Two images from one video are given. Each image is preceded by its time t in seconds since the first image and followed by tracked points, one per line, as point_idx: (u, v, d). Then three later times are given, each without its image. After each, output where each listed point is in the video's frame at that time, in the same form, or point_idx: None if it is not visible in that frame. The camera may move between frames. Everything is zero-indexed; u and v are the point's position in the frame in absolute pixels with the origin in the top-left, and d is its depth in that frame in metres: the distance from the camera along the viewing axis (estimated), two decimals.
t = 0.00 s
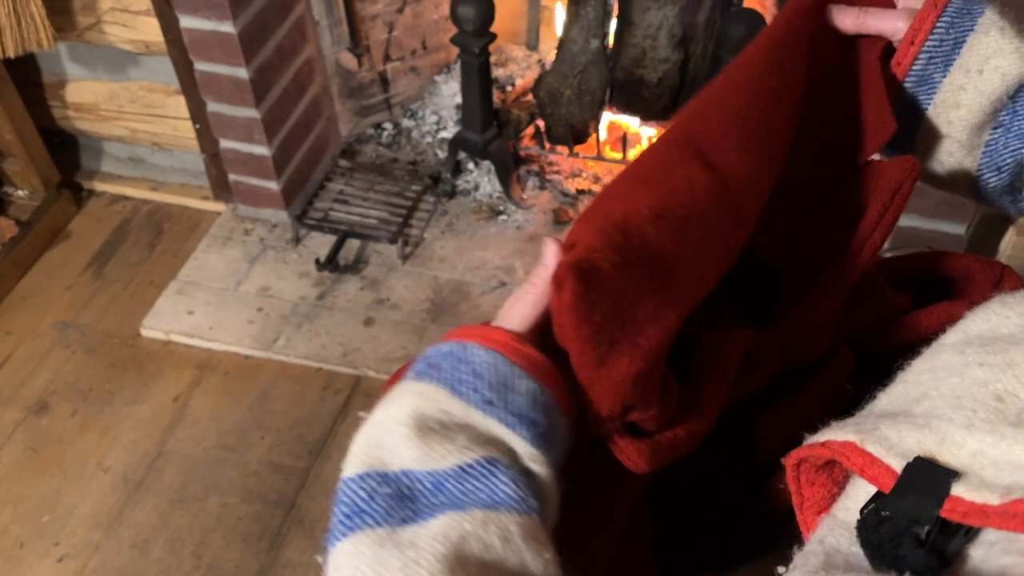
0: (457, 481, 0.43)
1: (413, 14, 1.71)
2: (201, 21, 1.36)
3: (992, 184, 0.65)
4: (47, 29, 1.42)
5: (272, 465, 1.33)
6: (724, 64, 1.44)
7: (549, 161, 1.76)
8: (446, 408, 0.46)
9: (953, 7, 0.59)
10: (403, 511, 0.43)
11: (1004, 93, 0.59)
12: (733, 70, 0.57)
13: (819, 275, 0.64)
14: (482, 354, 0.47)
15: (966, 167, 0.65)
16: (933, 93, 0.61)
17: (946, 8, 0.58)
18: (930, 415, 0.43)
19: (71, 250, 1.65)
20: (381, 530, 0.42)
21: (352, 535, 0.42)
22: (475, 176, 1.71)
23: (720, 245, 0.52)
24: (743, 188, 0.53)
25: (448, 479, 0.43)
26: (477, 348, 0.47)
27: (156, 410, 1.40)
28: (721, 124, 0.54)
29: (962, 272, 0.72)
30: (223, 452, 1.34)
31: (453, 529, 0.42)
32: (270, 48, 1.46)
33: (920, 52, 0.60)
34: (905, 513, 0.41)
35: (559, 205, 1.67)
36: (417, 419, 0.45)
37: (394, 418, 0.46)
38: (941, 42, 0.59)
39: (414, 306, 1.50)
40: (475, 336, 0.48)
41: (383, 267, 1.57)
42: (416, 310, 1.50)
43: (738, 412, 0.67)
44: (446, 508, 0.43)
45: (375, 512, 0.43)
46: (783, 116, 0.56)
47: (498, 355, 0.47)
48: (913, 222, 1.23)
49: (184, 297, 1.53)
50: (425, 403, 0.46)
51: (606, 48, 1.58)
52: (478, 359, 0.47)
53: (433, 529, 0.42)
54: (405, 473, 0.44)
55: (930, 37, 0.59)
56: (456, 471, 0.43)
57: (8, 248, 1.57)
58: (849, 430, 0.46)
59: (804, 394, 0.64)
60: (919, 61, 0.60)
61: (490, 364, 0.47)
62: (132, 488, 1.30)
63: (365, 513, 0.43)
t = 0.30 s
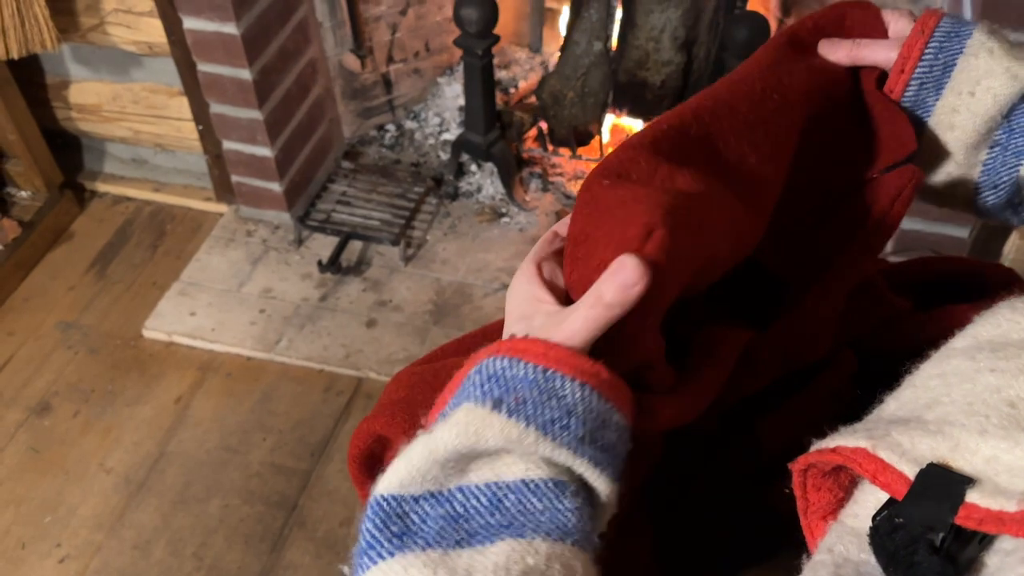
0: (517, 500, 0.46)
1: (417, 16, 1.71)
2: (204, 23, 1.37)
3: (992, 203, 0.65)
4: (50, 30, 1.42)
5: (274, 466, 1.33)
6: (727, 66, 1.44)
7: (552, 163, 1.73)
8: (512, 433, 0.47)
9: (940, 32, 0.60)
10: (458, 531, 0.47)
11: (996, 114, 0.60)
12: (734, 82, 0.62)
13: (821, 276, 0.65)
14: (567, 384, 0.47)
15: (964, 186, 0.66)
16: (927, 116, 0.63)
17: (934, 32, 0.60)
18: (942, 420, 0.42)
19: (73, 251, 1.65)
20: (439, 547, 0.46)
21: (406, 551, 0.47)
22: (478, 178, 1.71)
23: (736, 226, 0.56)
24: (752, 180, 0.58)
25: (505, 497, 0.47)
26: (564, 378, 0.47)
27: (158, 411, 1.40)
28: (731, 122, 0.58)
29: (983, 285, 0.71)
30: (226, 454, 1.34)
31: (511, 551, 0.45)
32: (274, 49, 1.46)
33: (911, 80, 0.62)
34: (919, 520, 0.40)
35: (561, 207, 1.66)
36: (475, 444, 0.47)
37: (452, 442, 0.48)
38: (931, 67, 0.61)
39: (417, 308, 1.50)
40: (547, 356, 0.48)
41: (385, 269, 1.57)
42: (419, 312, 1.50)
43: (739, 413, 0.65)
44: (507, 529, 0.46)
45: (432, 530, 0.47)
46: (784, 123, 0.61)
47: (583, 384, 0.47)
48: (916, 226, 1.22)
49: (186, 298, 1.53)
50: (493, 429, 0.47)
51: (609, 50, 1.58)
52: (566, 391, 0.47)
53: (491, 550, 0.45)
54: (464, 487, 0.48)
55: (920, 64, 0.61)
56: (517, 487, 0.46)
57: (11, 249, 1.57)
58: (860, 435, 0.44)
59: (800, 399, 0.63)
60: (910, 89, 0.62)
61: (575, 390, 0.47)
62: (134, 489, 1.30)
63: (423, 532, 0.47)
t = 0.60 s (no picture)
0: (559, 482, 0.40)
1: (420, 17, 1.71)
2: (208, 24, 1.37)
3: (1004, 215, 0.62)
4: (54, 31, 1.43)
5: (276, 468, 1.33)
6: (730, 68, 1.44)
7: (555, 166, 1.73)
8: (551, 400, 0.41)
9: (966, 40, 0.55)
10: (494, 517, 0.39)
11: (1017, 129, 0.57)
12: (738, 85, 0.59)
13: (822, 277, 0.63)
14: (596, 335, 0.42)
15: (980, 200, 0.62)
16: (947, 125, 0.59)
17: (961, 39, 0.55)
18: (962, 431, 0.42)
19: (76, 252, 1.65)
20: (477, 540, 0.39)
21: (442, 546, 0.39)
22: (481, 179, 1.72)
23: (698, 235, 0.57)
24: (726, 194, 0.57)
25: (548, 479, 0.40)
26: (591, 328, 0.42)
27: (160, 412, 1.40)
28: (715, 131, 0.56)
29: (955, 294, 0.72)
30: (227, 455, 1.34)
31: (558, 548, 0.38)
32: (277, 50, 1.47)
33: (934, 88, 0.57)
34: (945, 531, 0.39)
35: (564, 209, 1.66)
36: (514, 414, 0.40)
37: (486, 416, 0.40)
38: (955, 77, 0.56)
39: (419, 310, 1.50)
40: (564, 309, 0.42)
41: (387, 271, 1.57)
42: (421, 314, 1.50)
43: (736, 414, 0.64)
44: (547, 518, 0.39)
45: (463, 524, 0.39)
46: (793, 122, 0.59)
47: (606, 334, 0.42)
48: (919, 230, 1.22)
49: (189, 299, 1.53)
50: (532, 394, 0.41)
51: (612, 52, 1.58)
52: (594, 338, 0.42)
53: (536, 544, 0.38)
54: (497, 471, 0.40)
55: (945, 72, 0.56)
56: (562, 469, 0.40)
57: (14, 250, 1.57)
58: (881, 444, 0.43)
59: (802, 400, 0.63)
60: (932, 97, 0.58)
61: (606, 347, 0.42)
62: (136, 489, 1.30)
63: (455, 525, 0.39)
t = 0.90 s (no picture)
0: (509, 485, 0.43)
1: (423, 19, 1.72)
2: (213, 25, 1.37)
3: None
4: (58, 32, 1.43)
5: (278, 468, 1.33)
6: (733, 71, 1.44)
7: (558, 168, 1.73)
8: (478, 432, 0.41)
9: None
10: (469, 532, 0.42)
11: None
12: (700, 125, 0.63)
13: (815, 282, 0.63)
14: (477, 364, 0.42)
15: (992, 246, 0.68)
16: (1003, 189, 0.63)
17: None
18: (977, 431, 0.41)
19: (79, 252, 1.65)
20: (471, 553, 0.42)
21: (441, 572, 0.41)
22: (484, 181, 1.71)
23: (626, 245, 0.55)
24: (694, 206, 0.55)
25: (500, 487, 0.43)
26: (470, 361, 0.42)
27: (163, 413, 1.40)
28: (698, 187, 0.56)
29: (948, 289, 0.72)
30: (230, 456, 1.34)
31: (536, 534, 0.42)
32: (281, 51, 1.47)
33: (995, 155, 0.61)
34: (964, 536, 0.38)
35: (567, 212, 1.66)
36: (457, 459, 0.40)
37: (427, 468, 0.40)
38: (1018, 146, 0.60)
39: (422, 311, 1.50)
40: (451, 351, 0.42)
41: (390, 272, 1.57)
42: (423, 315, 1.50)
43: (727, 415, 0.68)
44: (514, 515, 0.43)
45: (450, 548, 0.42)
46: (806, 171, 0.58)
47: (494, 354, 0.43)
48: (921, 232, 1.22)
49: (192, 300, 1.53)
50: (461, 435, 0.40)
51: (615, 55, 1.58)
52: (474, 370, 0.42)
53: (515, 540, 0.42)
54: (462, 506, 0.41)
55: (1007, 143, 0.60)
56: (506, 478, 0.43)
57: (18, 250, 1.57)
58: (896, 445, 0.43)
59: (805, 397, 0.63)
60: (994, 160, 0.61)
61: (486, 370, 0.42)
62: (139, 490, 1.30)
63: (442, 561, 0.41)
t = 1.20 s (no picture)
0: (444, 510, 0.43)
1: (427, 21, 1.72)
2: (217, 27, 1.38)
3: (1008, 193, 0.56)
4: (63, 33, 1.43)
5: (281, 469, 1.33)
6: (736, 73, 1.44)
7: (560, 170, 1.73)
8: (413, 425, 0.45)
9: (994, 23, 0.49)
10: (395, 559, 0.42)
11: None
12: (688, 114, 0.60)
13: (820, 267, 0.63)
14: (435, 356, 0.48)
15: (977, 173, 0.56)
16: (960, 113, 0.53)
17: (985, 25, 0.49)
18: (984, 435, 0.42)
19: (83, 253, 1.66)
20: None
21: None
22: (487, 183, 1.69)
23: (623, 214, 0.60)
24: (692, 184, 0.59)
25: (435, 509, 0.43)
26: (423, 352, 0.48)
27: (166, 413, 1.40)
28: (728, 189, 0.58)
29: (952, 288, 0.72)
30: (233, 456, 1.35)
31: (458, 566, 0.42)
32: (285, 53, 1.48)
33: (950, 76, 0.51)
34: (969, 540, 0.39)
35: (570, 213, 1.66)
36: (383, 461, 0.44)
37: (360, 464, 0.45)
38: (976, 66, 0.50)
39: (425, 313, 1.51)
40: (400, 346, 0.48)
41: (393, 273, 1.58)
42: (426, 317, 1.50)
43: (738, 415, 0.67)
44: (443, 546, 0.42)
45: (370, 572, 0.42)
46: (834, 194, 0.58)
47: (442, 350, 0.48)
48: (923, 236, 1.22)
49: (195, 301, 1.54)
50: (398, 424, 0.45)
51: (618, 57, 1.59)
52: (431, 362, 0.48)
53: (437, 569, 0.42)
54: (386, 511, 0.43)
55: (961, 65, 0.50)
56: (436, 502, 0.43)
57: (21, 251, 1.58)
58: (903, 448, 0.44)
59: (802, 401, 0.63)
60: (949, 83, 0.52)
61: (443, 362, 0.48)
62: (142, 490, 1.31)
63: None
